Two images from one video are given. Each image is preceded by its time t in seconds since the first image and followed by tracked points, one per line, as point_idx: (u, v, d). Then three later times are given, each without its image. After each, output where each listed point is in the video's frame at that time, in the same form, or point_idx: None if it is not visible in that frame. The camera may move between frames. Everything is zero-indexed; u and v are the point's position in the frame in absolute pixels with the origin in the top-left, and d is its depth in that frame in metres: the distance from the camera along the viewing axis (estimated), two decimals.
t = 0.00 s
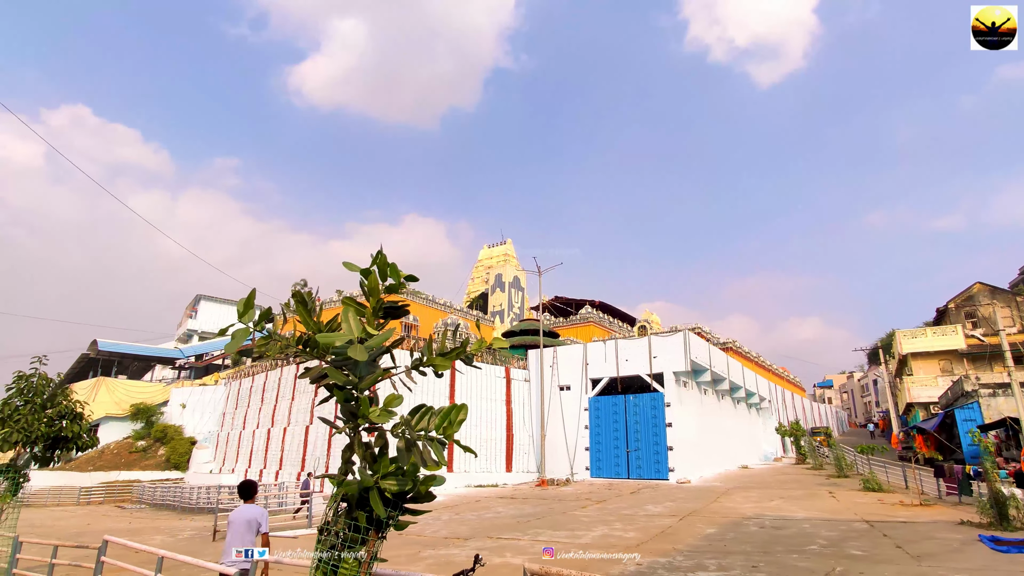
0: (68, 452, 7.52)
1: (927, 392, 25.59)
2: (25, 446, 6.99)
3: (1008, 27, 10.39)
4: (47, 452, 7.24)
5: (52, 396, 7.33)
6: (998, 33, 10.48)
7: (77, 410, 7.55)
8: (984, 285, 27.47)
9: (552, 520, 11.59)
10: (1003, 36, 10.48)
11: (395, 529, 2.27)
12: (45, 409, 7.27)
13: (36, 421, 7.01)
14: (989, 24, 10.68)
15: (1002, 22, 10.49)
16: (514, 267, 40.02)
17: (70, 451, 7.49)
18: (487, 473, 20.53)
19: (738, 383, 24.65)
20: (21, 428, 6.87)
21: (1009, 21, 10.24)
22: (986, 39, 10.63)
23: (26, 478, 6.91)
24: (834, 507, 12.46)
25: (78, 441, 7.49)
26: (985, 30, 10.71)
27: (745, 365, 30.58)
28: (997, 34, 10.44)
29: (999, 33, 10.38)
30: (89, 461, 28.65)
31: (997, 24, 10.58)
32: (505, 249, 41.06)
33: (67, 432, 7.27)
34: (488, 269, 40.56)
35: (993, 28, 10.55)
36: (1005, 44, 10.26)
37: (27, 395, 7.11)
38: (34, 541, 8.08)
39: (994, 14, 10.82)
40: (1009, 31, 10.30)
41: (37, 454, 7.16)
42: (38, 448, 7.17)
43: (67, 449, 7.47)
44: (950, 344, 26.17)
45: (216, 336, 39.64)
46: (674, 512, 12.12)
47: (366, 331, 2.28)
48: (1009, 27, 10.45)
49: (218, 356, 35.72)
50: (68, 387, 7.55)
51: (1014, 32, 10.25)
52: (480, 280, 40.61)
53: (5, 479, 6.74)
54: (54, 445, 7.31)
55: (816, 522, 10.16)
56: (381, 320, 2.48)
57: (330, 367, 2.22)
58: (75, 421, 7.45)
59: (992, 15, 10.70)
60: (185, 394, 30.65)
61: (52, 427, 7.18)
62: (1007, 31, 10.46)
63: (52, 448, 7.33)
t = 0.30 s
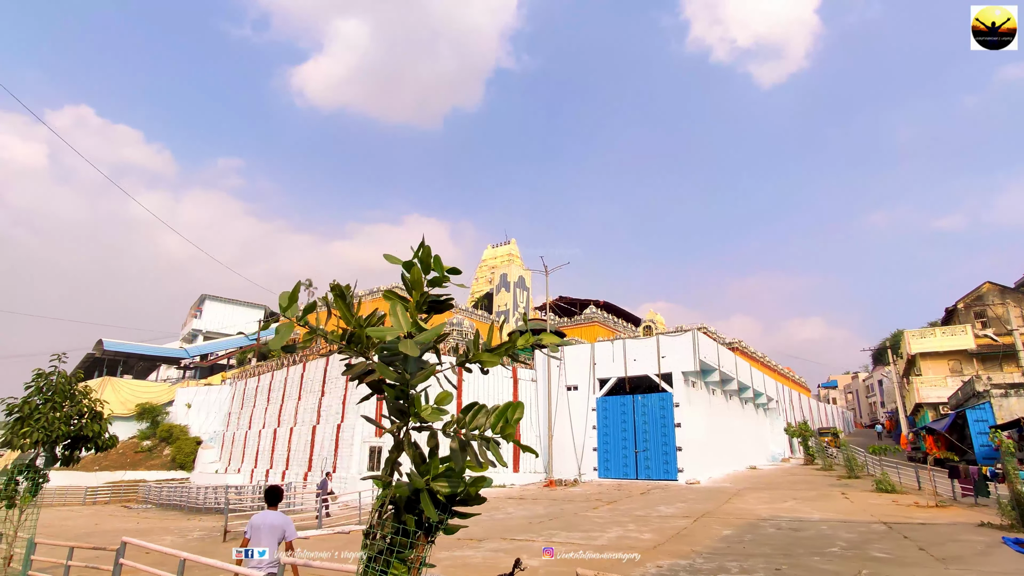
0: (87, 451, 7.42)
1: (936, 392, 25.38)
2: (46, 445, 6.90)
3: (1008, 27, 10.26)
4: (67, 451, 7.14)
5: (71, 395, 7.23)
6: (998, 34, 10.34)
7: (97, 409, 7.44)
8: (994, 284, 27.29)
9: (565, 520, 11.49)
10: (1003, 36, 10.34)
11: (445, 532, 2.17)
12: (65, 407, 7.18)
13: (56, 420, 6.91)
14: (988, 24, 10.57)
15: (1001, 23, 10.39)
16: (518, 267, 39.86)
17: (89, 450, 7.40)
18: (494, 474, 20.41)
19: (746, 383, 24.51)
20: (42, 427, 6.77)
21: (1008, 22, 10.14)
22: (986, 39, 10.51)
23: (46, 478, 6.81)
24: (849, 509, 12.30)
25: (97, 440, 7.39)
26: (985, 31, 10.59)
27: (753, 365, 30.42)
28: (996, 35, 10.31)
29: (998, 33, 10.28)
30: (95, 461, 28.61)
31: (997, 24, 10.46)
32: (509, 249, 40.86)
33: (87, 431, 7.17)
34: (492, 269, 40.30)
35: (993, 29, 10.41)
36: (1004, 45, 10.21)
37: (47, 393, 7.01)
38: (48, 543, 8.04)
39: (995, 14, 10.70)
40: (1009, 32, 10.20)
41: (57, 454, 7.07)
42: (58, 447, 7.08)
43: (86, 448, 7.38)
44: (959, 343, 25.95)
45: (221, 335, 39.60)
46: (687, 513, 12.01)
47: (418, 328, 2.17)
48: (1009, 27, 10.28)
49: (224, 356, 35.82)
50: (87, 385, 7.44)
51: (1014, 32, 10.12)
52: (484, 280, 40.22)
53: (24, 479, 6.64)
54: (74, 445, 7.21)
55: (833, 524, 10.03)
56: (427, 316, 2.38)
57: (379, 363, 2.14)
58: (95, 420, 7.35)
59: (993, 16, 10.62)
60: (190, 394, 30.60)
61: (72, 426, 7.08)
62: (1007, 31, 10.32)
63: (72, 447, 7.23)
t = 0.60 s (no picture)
0: (98, 448, 7.31)
1: (942, 393, 25.22)
2: (56, 441, 6.78)
3: (1008, 27, 10.12)
4: (77, 446, 7.02)
5: (82, 390, 7.11)
6: (997, 34, 10.20)
7: (107, 404, 7.33)
8: (1000, 285, 27.18)
9: (573, 521, 11.35)
10: (1003, 36, 10.21)
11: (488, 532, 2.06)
12: (76, 401, 7.06)
13: (66, 416, 6.79)
14: (988, 24, 10.42)
15: (1001, 22, 10.26)
16: (520, 267, 39.75)
17: (100, 447, 7.28)
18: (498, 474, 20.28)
19: (751, 384, 24.37)
20: (52, 422, 6.64)
21: (1009, 22, 10.01)
22: (986, 39, 10.38)
23: (56, 475, 6.69)
24: (860, 510, 12.15)
25: (108, 436, 7.27)
26: (985, 31, 10.45)
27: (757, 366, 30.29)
28: (996, 34, 10.17)
29: (998, 33, 10.15)
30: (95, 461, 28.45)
31: (997, 24, 10.33)
32: (511, 249, 40.76)
33: (99, 427, 7.06)
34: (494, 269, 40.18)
35: (993, 29, 10.27)
36: (1005, 45, 10.12)
37: (56, 387, 6.90)
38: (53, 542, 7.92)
39: (995, 14, 10.57)
40: (1009, 32, 10.07)
41: (67, 450, 6.95)
42: (68, 443, 6.96)
43: (96, 444, 7.26)
44: (965, 344, 25.81)
45: (222, 334, 39.43)
46: (696, 514, 11.88)
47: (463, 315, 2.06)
48: (1009, 27, 10.14)
49: (225, 355, 35.72)
50: (98, 379, 7.33)
51: (1014, 32, 9.99)
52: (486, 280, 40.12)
53: (34, 475, 6.52)
54: (84, 440, 7.09)
55: (847, 525, 9.90)
56: (467, 303, 2.27)
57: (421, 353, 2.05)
58: (106, 415, 7.22)
59: (993, 16, 10.48)
60: (192, 393, 30.49)
61: (83, 421, 6.97)
62: (1007, 31, 10.19)
63: (82, 443, 7.11)
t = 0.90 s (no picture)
0: (103, 446, 7.18)
1: (946, 394, 25.11)
2: (61, 439, 6.65)
3: (1008, 27, 10.00)
4: (82, 445, 6.89)
5: (87, 386, 6.99)
6: (998, 34, 10.08)
7: (114, 402, 7.21)
8: (1004, 286, 27.06)
9: (579, 522, 11.24)
10: (1003, 36, 10.08)
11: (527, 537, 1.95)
12: (81, 398, 6.94)
13: (72, 413, 6.66)
14: (988, 24, 10.29)
15: (1001, 22, 10.14)
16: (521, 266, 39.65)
17: (106, 445, 7.16)
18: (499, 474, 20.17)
19: (754, 384, 24.27)
20: (58, 419, 6.51)
21: (1009, 21, 9.89)
22: (986, 39, 10.24)
23: (60, 475, 6.56)
24: (868, 512, 12.03)
25: (114, 435, 7.15)
26: (985, 31, 10.32)
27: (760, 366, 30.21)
28: (996, 34, 10.06)
29: (998, 33, 10.03)
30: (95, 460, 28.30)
31: (997, 24, 10.21)
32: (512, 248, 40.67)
33: (105, 425, 6.94)
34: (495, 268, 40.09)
35: (993, 29, 10.15)
36: (1004, 45, 10.02)
37: (61, 383, 6.77)
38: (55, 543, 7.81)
39: (995, 14, 10.45)
40: (1009, 32, 9.95)
41: (73, 448, 6.82)
42: (74, 441, 6.83)
43: (102, 442, 7.14)
44: (969, 345, 25.70)
45: (222, 333, 39.29)
46: (703, 516, 11.78)
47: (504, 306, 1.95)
48: (1010, 27, 10.02)
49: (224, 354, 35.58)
50: (104, 376, 7.20)
51: (1014, 32, 9.86)
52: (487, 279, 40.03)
53: (38, 475, 6.38)
54: (89, 439, 6.96)
55: (857, 527, 9.80)
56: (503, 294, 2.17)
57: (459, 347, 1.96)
58: (112, 413, 7.10)
59: (994, 16, 10.35)
60: (192, 392, 30.36)
61: (89, 419, 6.84)
62: (1008, 31, 10.06)
63: (87, 441, 6.98)
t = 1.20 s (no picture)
0: (109, 440, 7.04)
1: (943, 394, 25.17)
2: (66, 432, 6.50)
3: (1008, 27, 9.93)
4: (88, 439, 6.75)
5: (93, 378, 6.83)
6: (998, 34, 10.03)
7: (121, 394, 7.07)
8: (1001, 286, 27.17)
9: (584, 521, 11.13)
10: (1002, 36, 10.01)
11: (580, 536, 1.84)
12: (87, 390, 6.78)
13: (78, 405, 6.51)
14: (988, 23, 10.22)
15: (1002, 22, 10.05)
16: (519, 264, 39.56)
17: (112, 439, 7.02)
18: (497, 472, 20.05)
19: (753, 383, 24.28)
20: (63, 412, 6.36)
21: (1009, 21, 9.82)
22: (986, 39, 10.16)
23: (66, 469, 6.43)
24: (871, 510, 12.00)
25: (121, 428, 7.01)
26: (984, 31, 10.24)
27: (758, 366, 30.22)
28: (996, 34, 10.04)
29: (999, 33, 9.99)
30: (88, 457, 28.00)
31: (996, 24, 10.14)
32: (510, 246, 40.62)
33: (112, 418, 6.79)
34: (492, 267, 40.11)
35: (992, 29, 10.10)
36: (1003, 42, 10.26)
37: (67, 375, 6.62)
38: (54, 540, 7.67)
39: (995, 14, 10.40)
40: (1009, 31, 9.88)
41: (79, 441, 6.69)
42: (80, 435, 6.68)
43: (108, 436, 6.99)
44: (966, 345, 25.78)
45: (217, 330, 39.04)
46: (706, 514, 11.74)
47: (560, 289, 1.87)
48: (1009, 27, 9.95)
49: (220, 351, 35.34)
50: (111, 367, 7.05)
51: (1014, 32, 9.80)
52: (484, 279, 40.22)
53: (43, 470, 6.24)
54: (96, 433, 6.82)
55: (863, 526, 9.75)
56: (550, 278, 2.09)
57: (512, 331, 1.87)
58: (119, 405, 6.95)
59: (993, 15, 10.28)
60: (187, 389, 30.10)
61: (96, 412, 6.70)
62: (1007, 31, 9.98)
63: (93, 435, 6.85)
